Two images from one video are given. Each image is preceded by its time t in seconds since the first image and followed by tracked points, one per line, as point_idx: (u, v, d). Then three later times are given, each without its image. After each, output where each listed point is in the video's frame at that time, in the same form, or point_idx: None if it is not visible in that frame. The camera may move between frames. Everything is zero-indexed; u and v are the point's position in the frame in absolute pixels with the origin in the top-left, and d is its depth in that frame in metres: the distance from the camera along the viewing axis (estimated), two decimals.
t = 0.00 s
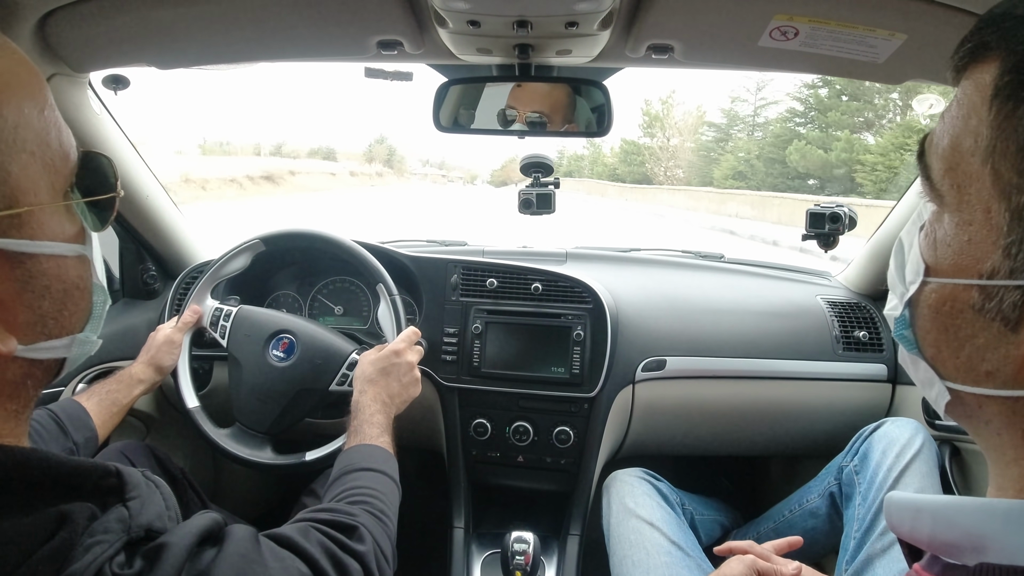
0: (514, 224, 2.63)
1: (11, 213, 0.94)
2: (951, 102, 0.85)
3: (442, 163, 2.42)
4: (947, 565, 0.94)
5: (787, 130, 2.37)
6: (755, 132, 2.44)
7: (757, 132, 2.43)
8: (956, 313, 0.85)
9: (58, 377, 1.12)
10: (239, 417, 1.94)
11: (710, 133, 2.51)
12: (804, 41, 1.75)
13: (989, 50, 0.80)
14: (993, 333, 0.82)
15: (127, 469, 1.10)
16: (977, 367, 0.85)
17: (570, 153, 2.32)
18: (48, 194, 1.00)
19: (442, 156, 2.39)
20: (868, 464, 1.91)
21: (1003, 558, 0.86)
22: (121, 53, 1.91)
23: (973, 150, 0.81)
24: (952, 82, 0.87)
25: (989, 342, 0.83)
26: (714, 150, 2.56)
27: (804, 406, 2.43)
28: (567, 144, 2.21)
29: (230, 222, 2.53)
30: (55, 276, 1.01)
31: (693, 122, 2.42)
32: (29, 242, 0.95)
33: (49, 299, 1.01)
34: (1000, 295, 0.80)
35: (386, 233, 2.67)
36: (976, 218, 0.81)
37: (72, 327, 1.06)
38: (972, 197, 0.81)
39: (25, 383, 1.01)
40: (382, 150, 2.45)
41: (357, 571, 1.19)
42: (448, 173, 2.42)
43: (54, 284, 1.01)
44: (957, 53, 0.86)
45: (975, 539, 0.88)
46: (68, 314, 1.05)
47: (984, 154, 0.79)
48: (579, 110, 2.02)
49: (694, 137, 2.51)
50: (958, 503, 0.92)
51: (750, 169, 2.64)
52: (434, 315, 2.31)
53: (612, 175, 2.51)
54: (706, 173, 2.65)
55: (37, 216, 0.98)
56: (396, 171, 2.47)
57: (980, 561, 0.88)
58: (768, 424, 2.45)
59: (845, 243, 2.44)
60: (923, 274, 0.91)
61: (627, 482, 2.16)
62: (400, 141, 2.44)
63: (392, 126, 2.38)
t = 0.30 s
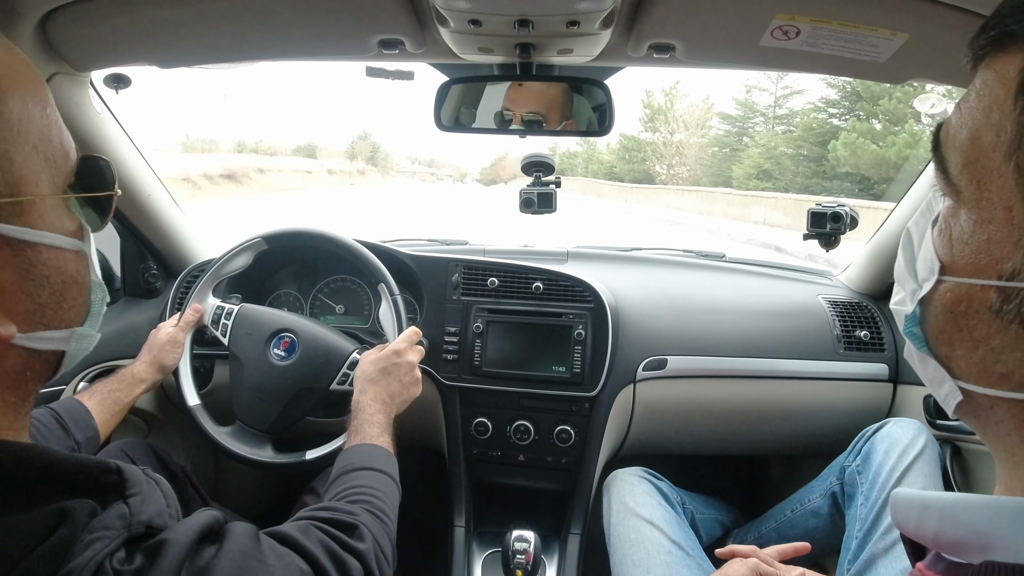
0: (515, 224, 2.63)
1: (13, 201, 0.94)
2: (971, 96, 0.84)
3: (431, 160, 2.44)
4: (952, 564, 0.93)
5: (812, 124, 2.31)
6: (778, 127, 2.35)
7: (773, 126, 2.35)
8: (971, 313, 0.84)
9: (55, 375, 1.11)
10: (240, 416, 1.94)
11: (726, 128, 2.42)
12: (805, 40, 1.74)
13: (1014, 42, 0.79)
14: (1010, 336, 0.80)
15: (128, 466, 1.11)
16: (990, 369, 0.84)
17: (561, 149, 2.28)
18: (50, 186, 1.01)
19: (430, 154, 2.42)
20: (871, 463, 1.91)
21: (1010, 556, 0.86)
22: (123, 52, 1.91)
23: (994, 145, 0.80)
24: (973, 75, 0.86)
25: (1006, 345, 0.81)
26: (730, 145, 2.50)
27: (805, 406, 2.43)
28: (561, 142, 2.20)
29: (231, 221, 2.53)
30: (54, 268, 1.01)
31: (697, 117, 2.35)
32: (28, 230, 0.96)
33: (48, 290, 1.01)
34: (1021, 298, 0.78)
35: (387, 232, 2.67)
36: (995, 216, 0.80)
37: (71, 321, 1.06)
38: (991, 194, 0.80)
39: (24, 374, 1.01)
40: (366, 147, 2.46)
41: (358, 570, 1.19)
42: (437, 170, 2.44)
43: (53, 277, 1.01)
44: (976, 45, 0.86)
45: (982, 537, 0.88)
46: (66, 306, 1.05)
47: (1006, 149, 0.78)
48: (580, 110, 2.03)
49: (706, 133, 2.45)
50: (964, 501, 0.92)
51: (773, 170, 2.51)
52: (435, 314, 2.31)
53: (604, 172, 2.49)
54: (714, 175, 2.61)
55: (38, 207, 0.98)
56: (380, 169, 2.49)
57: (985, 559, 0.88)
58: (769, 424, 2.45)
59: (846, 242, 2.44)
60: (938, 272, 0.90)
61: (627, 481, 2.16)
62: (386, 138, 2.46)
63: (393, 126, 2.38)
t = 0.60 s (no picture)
0: (515, 226, 2.64)
1: (12, 197, 0.95)
2: (979, 93, 0.84)
3: (420, 158, 2.42)
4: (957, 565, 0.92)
5: (845, 119, 2.25)
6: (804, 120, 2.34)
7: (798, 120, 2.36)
8: (978, 311, 0.84)
9: (51, 372, 1.11)
10: (241, 419, 1.94)
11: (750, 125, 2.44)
12: (805, 43, 1.75)
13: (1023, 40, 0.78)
14: (1015, 334, 0.81)
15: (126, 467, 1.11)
16: (995, 368, 0.84)
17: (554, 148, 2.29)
18: (48, 184, 1.02)
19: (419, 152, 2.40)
20: (871, 467, 1.90)
21: (1012, 559, 0.85)
22: (123, 54, 1.91)
23: (1003, 143, 0.79)
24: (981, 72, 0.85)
25: (1010, 344, 0.82)
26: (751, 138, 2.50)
27: (805, 409, 2.42)
28: (556, 143, 2.21)
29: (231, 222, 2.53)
30: (51, 264, 1.01)
31: (704, 107, 2.33)
32: (26, 226, 0.96)
33: (44, 286, 1.01)
34: None
35: (387, 235, 2.67)
36: (1002, 214, 0.80)
37: (69, 317, 1.06)
38: (998, 192, 0.80)
39: (20, 368, 1.01)
40: (347, 144, 2.44)
41: (356, 569, 1.19)
42: (426, 168, 2.42)
43: (51, 273, 1.01)
44: (985, 40, 0.85)
45: (984, 538, 0.88)
46: (64, 303, 1.04)
47: (1015, 147, 0.78)
48: (580, 113, 2.03)
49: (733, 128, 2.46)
50: (967, 502, 0.92)
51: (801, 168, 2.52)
52: (435, 316, 2.31)
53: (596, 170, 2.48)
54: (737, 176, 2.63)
55: (36, 203, 0.99)
56: (361, 167, 2.45)
57: (988, 561, 0.88)
58: (769, 427, 2.45)
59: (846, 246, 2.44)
60: (944, 270, 0.89)
61: (627, 484, 2.16)
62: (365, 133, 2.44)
63: (394, 129, 2.38)
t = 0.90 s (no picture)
0: (514, 223, 2.64)
1: (5, 186, 0.96)
2: (953, 103, 0.84)
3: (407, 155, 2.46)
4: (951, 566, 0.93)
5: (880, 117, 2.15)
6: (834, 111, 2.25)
7: (832, 111, 2.26)
8: (955, 320, 0.84)
9: (43, 363, 1.12)
10: (241, 416, 1.94)
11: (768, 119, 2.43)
12: (806, 42, 1.74)
13: (991, 50, 0.79)
14: (991, 342, 0.80)
15: (123, 464, 1.12)
16: (974, 375, 0.83)
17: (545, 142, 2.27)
18: (39, 174, 1.03)
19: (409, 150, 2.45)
20: (869, 466, 1.91)
21: (999, 561, 0.85)
22: (124, 50, 1.91)
23: (973, 153, 0.79)
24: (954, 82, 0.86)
25: (987, 351, 0.81)
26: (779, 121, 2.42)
27: (804, 407, 2.42)
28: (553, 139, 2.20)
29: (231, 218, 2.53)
30: (45, 253, 1.02)
31: (713, 99, 2.31)
32: (20, 214, 0.97)
33: (38, 274, 1.02)
34: (999, 303, 0.78)
35: (388, 231, 2.67)
36: (975, 224, 0.79)
37: (63, 305, 1.07)
38: (971, 202, 0.80)
39: (15, 357, 1.01)
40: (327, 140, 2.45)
41: (352, 561, 1.19)
42: (413, 166, 2.44)
43: (45, 261, 1.03)
44: (959, 50, 0.85)
45: (972, 541, 0.88)
46: (58, 290, 1.06)
47: (984, 157, 0.78)
48: (580, 110, 2.03)
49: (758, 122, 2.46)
50: (955, 506, 0.92)
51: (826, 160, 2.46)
52: (435, 313, 2.31)
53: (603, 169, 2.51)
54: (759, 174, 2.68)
55: (28, 193, 0.99)
56: (344, 164, 2.46)
57: (976, 564, 0.88)
58: (768, 425, 2.45)
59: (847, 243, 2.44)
60: (924, 279, 0.89)
61: (626, 481, 2.16)
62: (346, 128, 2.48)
63: (395, 126, 2.38)
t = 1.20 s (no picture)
0: (513, 223, 2.64)
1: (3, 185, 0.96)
2: (940, 111, 0.84)
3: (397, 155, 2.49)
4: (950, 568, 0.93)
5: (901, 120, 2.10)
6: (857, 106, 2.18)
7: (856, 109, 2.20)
8: (949, 330, 0.84)
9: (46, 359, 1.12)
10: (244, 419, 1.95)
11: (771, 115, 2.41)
12: (806, 42, 1.74)
13: (977, 57, 0.78)
14: (986, 353, 0.80)
15: (123, 457, 1.11)
16: (969, 386, 0.83)
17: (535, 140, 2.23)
18: (35, 173, 1.03)
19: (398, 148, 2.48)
20: (870, 466, 1.91)
21: (997, 565, 0.85)
22: (123, 49, 1.91)
23: (961, 163, 0.79)
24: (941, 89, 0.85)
25: (982, 362, 0.81)
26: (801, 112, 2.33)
27: (803, 407, 2.42)
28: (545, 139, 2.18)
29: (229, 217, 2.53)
30: (44, 251, 1.02)
31: (727, 89, 2.22)
32: (19, 213, 0.97)
33: (39, 272, 1.02)
34: (991, 316, 0.78)
35: (386, 231, 2.67)
36: (965, 235, 0.80)
37: (62, 301, 1.07)
38: (960, 213, 0.80)
39: (17, 355, 1.01)
40: (308, 137, 2.45)
41: (353, 545, 1.19)
42: (403, 164, 2.45)
43: (45, 260, 1.03)
44: (945, 57, 0.85)
45: (971, 545, 0.88)
46: (58, 286, 1.06)
47: (973, 168, 0.78)
48: (580, 110, 2.03)
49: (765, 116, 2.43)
50: (954, 510, 0.92)
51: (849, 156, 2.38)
52: (434, 313, 2.31)
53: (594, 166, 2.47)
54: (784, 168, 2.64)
55: (26, 191, 0.99)
56: (327, 162, 2.47)
57: (975, 567, 0.87)
58: (766, 426, 2.45)
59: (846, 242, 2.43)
60: (916, 289, 0.89)
61: (625, 481, 2.16)
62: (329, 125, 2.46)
63: (395, 126, 2.38)
